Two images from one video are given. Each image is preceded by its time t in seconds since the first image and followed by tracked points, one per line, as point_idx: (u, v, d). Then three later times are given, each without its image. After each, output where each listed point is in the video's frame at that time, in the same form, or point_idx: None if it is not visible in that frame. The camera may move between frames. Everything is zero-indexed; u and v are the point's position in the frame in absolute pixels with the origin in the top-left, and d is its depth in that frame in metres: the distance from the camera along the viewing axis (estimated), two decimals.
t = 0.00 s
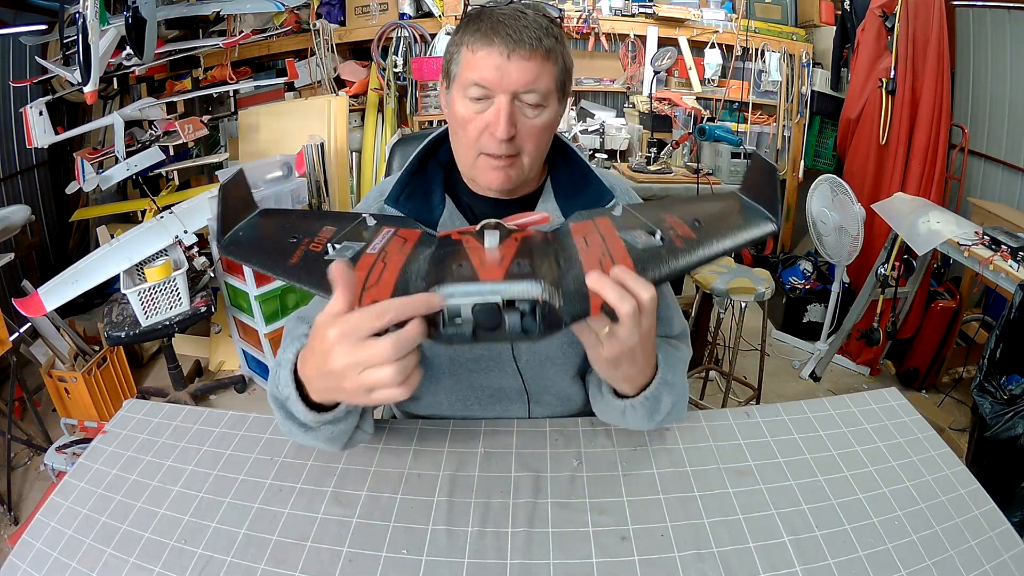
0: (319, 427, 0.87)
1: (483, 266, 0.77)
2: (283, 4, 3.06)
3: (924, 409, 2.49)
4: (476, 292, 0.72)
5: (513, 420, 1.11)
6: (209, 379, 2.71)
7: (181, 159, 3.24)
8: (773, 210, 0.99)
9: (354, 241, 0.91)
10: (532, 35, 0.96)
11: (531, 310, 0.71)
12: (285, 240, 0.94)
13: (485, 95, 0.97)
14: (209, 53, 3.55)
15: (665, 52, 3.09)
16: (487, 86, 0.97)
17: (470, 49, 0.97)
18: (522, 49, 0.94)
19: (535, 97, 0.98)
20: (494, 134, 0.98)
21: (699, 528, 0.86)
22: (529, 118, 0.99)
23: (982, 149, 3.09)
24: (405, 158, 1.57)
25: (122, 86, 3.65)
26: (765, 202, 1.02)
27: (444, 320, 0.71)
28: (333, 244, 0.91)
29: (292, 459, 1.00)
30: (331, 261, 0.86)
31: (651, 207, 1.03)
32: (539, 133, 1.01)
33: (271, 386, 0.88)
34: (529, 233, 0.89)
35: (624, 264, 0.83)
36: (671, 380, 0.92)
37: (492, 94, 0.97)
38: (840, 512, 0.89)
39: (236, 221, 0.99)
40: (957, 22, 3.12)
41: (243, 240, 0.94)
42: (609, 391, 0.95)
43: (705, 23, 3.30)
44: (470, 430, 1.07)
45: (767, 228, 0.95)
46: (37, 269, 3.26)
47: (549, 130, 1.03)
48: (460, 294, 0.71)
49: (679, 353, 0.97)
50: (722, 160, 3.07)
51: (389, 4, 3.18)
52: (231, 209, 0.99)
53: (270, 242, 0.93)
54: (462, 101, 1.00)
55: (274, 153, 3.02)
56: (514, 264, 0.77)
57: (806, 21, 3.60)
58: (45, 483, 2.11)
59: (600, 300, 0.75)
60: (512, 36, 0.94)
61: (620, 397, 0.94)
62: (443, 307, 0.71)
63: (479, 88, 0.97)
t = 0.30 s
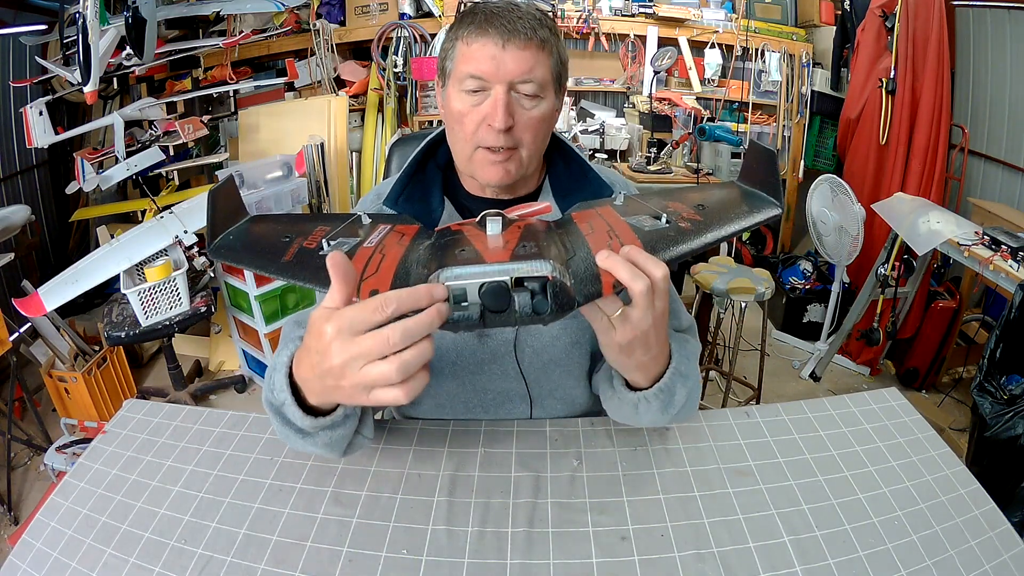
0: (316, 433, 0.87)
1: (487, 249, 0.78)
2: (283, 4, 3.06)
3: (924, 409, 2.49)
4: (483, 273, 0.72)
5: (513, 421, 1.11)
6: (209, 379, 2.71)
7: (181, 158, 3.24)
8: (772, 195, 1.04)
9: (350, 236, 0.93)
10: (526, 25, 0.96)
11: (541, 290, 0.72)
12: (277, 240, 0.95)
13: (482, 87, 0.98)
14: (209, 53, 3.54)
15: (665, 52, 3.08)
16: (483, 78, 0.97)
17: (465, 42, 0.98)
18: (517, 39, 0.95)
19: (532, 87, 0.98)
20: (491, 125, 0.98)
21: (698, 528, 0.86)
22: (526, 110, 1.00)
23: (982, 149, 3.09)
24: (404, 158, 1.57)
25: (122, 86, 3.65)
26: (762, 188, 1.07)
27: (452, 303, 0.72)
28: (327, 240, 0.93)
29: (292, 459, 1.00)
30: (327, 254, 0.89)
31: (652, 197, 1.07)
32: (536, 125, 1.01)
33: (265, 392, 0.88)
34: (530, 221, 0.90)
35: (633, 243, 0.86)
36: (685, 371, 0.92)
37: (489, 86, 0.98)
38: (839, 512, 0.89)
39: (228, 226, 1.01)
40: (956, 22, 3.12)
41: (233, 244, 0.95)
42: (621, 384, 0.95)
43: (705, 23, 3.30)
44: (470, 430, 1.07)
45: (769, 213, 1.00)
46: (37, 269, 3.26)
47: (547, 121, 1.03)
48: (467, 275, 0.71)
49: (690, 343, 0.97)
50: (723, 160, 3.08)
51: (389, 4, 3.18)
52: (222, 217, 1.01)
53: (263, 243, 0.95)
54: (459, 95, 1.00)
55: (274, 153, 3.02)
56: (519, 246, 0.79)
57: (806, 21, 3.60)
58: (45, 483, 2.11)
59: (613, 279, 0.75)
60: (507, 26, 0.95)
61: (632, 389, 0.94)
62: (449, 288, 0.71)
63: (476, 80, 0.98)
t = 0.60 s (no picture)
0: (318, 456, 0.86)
1: (486, 274, 0.76)
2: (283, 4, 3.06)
3: (924, 409, 2.49)
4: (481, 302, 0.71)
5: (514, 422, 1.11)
6: (209, 379, 2.71)
7: (181, 159, 3.24)
8: (784, 204, 1.00)
9: (348, 252, 0.92)
10: (530, 28, 0.95)
11: (540, 321, 0.71)
12: (275, 255, 0.94)
13: (483, 93, 0.97)
14: (209, 53, 3.55)
15: (665, 52, 3.08)
16: (484, 84, 0.96)
17: (466, 46, 0.97)
18: (520, 43, 0.94)
19: (536, 93, 0.98)
20: (494, 133, 0.98)
21: (698, 527, 0.86)
22: (531, 116, 0.99)
23: (983, 149, 3.09)
24: (401, 162, 1.57)
25: (122, 86, 3.64)
26: (774, 196, 1.03)
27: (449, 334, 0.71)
28: (325, 256, 0.91)
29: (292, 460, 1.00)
30: (325, 273, 0.87)
31: (658, 206, 1.04)
32: (540, 132, 1.01)
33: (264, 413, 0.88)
34: (532, 238, 0.90)
35: (637, 266, 0.84)
36: (688, 390, 0.91)
37: (490, 92, 0.97)
38: (840, 512, 0.89)
39: (226, 237, 0.99)
40: (957, 23, 3.12)
41: (231, 255, 0.94)
42: (622, 404, 0.95)
43: (705, 22, 3.30)
44: (470, 431, 1.07)
45: (780, 222, 0.97)
46: (37, 269, 3.26)
47: (551, 129, 1.03)
48: (463, 306, 0.70)
49: (692, 358, 0.97)
50: (723, 160, 3.08)
51: (389, 4, 3.18)
52: (222, 221, 0.99)
53: (259, 258, 0.93)
54: (460, 102, 1.00)
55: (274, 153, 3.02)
56: (519, 271, 0.76)
57: (806, 21, 3.60)
58: (45, 483, 2.11)
59: (615, 306, 0.74)
60: (509, 30, 0.94)
61: (635, 408, 0.94)
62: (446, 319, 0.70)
63: (477, 86, 0.97)
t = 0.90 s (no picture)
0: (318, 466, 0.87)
1: (486, 289, 0.76)
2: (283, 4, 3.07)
3: (923, 410, 2.49)
4: (481, 321, 0.70)
5: (514, 423, 1.11)
6: (209, 380, 2.71)
7: (180, 159, 3.24)
8: (788, 211, 0.99)
9: (345, 260, 0.92)
10: (535, 35, 0.95)
11: (541, 340, 0.70)
12: (271, 261, 0.93)
13: (486, 102, 0.97)
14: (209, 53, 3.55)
15: (665, 52, 3.08)
16: (488, 93, 0.96)
17: (469, 52, 0.97)
18: (525, 52, 0.94)
19: (541, 104, 0.98)
20: (498, 145, 0.98)
21: (699, 527, 0.86)
22: (536, 127, 1.00)
23: (983, 149, 3.09)
24: (400, 165, 1.57)
25: (122, 86, 3.64)
26: (777, 204, 1.03)
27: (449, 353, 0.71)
28: (322, 265, 0.91)
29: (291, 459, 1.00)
30: (324, 283, 0.86)
31: (661, 214, 1.04)
32: (544, 142, 1.02)
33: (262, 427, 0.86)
34: (532, 247, 0.91)
35: (638, 279, 0.84)
36: (687, 399, 0.91)
37: (494, 102, 0.97)
38: (839, 512, 0.89)
39: (222, 240, 0.99)
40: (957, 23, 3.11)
41: (227, 260, 0.93)
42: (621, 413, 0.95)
43: (705, 22, 3.30)
44: (470, 432, 1.07)
45: (783, 231, 0.96)
46: (37, 269, 3.26)
47: (555, 139, 1.04)
48: (463, 325, 0.70)
49: (691, 365, 0.97)
50: (723, 160, 3.08)
51: (389, 4, 3.18)
52: (216, 225, 0.98)
53: (256, 264, 0.92)
54: (461, 110, 1.00)
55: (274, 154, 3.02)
56: (520, 287, 0.77)
57: (806, 21, 3.60)
58: (45, 483, 2.11)
59: (615, 323, 0.74)
60: (514, 38, 0.94)
61: (633, 418, 0.94)
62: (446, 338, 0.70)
63: (479, 95, 0.97)
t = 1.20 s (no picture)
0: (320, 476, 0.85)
1: (481, 290, 0.76)
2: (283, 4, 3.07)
3: (924, 410, 2.49)
4: (476, 323, 0.70)
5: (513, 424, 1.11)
6: (209, 380, 2.71)
7: (180, 159, 3.24)
8: (786, 214, 0.99)
9: (339, 256, 0.92)
10: (532, 37, 0.95)
11: (536, 343, 0.70)
12: (264, 256, 0.92)
13: (483, 105, 0.97)
14: (209, 53, 3.55)
15: (665, 52, 3.08)
16: (484, 96, 0.96)
17: (465, 54, 0.96)
18: (522, 55, 0.94)
19: (538, 106, 0.98)
20: (495, 148, 0.98)
21: (698, 527, 0.86)
22: (532, 129, 1.00)
23: (983, 149, 3.09)
24: (400, 165, 1.57)
25: (122, 86, 3.64)
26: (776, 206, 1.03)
27: (442, 355, 0.70)
28: (316, 260, 0.91)
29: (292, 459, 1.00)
30: (317, 279, 0.86)
31: (658, 214, 1.04)
32: (542, 145, 1.02)
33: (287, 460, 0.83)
34: (528, 246, 0.91)
35: (633, 282, 0.84)
36: (682, 400, 0.90)
37: (491, 104, 0.97)
38: (839, 512, 0.89)
39: (215, 233, 0.98)
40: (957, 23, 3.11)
41: (220, 254, 0.93)
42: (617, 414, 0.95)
43: (705, 22, 3.30)
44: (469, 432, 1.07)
45: (780, 235, 0.96)
46: (37, 269, 3.26)
47: (553, 141, 1.04)
48: (457, 327, 0.69)
49: (688, 366, 0.97)
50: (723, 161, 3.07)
51: (389, 4, 3.18)
52: (209, 217, 0.98)
53: (250, 257, 0.92)
54: (458, 113, 1.00)
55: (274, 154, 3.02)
56: (515, 287, 0.76)
57: (806, 21, 3.60)
58: (45, 483, 2.11)
59: (610, 326, 0.75)
60: (510, 40, 0.94)
61: (629, 420, 0.94)
62: (440, 340, 0.69)
63: (476, 98, 0.97)
